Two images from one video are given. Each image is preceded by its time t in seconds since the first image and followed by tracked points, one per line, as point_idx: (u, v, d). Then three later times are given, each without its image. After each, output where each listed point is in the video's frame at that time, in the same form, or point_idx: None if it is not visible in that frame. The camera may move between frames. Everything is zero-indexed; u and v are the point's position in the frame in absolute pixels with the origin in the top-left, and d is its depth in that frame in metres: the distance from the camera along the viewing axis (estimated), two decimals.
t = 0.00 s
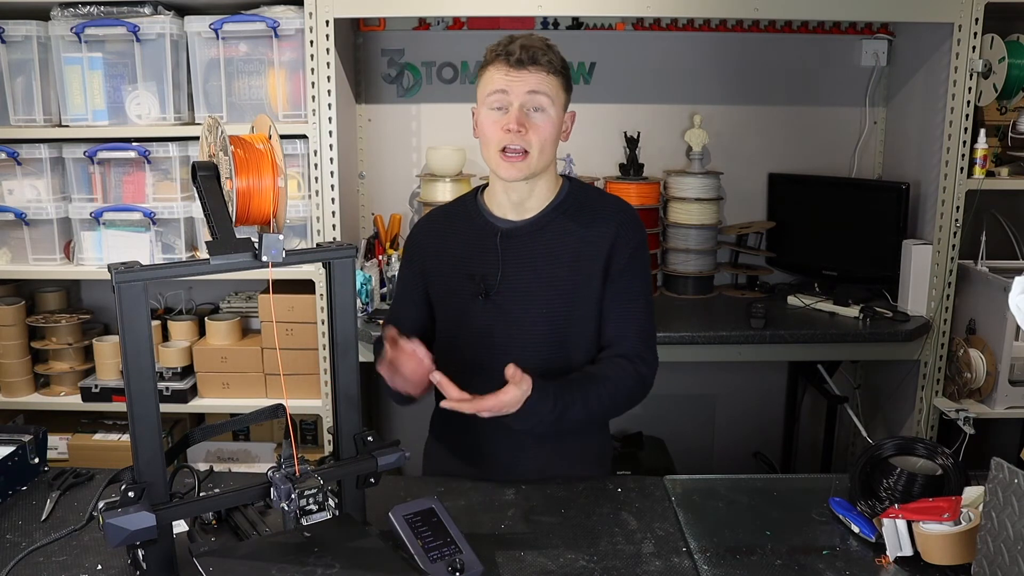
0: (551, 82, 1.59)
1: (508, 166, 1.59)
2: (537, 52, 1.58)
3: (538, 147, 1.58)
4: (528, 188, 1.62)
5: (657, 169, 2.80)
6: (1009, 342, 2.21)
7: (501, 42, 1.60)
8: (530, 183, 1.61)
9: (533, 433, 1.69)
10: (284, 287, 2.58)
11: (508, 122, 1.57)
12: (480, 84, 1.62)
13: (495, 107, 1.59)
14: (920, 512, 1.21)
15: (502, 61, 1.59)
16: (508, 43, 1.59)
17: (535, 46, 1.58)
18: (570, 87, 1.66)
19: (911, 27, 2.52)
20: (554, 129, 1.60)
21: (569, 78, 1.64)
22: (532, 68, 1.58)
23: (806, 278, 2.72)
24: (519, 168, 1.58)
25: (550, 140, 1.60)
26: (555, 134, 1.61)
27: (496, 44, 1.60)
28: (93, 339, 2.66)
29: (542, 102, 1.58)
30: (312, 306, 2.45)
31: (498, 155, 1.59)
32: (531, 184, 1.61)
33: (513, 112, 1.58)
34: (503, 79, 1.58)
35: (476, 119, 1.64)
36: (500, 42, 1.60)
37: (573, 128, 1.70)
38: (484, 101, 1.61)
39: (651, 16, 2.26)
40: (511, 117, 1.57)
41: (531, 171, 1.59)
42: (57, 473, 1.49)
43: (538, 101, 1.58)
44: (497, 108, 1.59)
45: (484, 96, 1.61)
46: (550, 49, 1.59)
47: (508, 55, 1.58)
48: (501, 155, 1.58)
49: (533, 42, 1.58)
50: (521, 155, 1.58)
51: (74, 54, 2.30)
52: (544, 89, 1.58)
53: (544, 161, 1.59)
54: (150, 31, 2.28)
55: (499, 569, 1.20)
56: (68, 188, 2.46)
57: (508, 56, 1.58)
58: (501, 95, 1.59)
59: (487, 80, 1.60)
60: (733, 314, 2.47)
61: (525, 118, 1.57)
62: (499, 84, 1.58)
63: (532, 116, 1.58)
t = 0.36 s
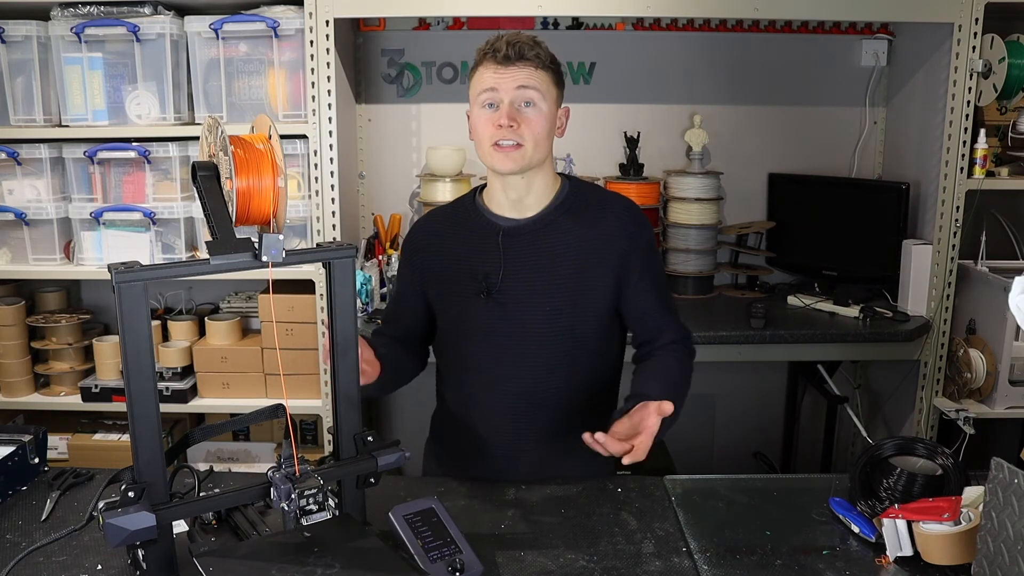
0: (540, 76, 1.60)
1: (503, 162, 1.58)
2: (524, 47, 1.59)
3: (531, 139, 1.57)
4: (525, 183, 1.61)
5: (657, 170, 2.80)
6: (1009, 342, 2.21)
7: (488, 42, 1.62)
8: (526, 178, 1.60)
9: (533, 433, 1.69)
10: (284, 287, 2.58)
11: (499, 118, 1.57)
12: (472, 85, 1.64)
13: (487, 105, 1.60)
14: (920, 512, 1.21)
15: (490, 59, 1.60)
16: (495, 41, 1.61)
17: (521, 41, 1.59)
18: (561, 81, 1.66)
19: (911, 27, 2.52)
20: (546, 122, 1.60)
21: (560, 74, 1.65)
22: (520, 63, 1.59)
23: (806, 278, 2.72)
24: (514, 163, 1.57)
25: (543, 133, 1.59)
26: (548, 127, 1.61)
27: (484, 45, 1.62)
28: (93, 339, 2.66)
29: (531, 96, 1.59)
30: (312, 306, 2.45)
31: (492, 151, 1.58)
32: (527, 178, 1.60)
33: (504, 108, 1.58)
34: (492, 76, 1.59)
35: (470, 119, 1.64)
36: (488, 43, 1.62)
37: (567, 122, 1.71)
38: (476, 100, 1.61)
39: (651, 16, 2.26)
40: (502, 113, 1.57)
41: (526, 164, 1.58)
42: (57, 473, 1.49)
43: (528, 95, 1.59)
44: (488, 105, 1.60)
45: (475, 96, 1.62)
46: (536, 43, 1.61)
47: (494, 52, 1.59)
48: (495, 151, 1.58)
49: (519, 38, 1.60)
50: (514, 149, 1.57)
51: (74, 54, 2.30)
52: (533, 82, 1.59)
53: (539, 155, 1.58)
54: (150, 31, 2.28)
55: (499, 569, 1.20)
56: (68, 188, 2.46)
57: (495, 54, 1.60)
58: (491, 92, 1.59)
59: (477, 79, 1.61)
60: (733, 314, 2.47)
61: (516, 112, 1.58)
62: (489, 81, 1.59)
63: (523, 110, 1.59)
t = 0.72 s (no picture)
0: (546, 81, 1.60)
1: (506, 164, 1.58)
2: (532, 51, 1.59)
3: (535, 145, 1.58)
4: (527, 187, 1.61)
5: (657, 170, 2.79)
6: (1010, 342, 2.21)
7: (495, 43, 1.61)
8: (529, 183, 1.61)
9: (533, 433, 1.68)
10: (284, 287, 2.58)
11: (504, 122, 1.57)
12: (476, 86, 1.63)
13: (492, 108, 1.60)
14: (920, 512, 1.21)
15: (497, 62, 1.59)
16: (502, 44, 1.60)
17: (529, 46, 1.58)
18: (565, 85, 1.66)
19: (911, 27, 2.52)
20: (551, 127, 1.60)
21: (564, 77, 1.65)
22: (527, 68, 1.58)
23: (806, 278, 2.72)
24: (517, 167, 1.58)
25: (548, 138, 1.60)
26: (552, 132, 1.61)
27: (491, 46, 1.61)
28: (93, 339, 2.66)
29: (537, 101, 1.59)
30: (312, 306, 2.45)
31: (496, 155, 1.58)
32: (530, 181, 1.61)
33: (509, 111, 1.58)
34: (499, 78, 1.58)
35: (473, 119, 1.64)
36: (494, 44, 1.61)
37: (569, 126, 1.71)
38: (481, 101, 1.61)
39: (651, 16, 2.26)
40: (508, 117, 1.57)
41: (529, 169, 1.58)
42: (57, 473, 1.49)
43: (534, 100, 1.59)
44: (494, 108, 1.60)
45: (480, 97, 1.61)
46: (544, 48, 1.60)
47: (502, 55, 1.58)
48: (499, 154, 1.58)
49: (527, 42, 1.59)
50: (518, 154, 1.58)
51: (74, 54, 2.30)
52: (539, 87, 1.59)
53: (542, 160, 1.59)
54: (150, 31, 2.28)
55: (499, 569, 1.20)
56: (68, 188, 2.46)
57: (502, 57, 1.59)
58: (497, 95, 1.59)
59: (483, 80, 1.60)
60: (733, 314, 2.47)
61: (522, 117, 1.58)
62: (495, 84, 1.59)
63: (529, 115, 1.59)
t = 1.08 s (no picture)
0: (560, 88, 1.58)
1: (509, 165, 1.58)
2: (550, 56, 1.57)
3: (540, 150, 1.57)
4: (527, 189, 1.61)
5: (657, 170, 2.80)
6: (1010, 342, 2.21)
7: (515, 41, 1.59)
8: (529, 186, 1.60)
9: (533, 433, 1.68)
10: (284, 287, 2.58)
11: (513, 123, 1.56)
12: (489, 82, 1.61)
13: (502, 107, 1.58)
14: (920, 512, 1.21)
15: (514, 62, 1.58)
16: (522, 44, 1.58)
17: (548, 51, 1.57)
18: (578, 93, 1.65)
19: (911, 27, 2.52)
20: (558, 135, 1.59)
21: (579, 86, 1.64)
22: (544, 72, 1.57)
23: (806, 278, 2.72)
24: (519, 170, 1.57)
25: (553, 144, 1.59)
26: (558, 139, 1.60)
27: (510, 44, 1.59)
28: (93, 339, 2.66)
29: (548, 107, 1.57)
30: (312, 306, 2.45)
31: (500, 155, 1.57)
32: (531, 185, 1.61)
33: (519, 113, 1.57)
34: (513, 79, 1.57)
35: (482, 115, 1.62)
36: (514, 43, 1.59)
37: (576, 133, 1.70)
38: (492, 98, 1.59)
39: (651, 16, 2.26)
40: (517, 119, 1.56)
41: (531, 173, 1.58)
42: (57, 474, 1.49)
43: (545, 105, 1.57)
44: (504, 107, 1.58)
45: (491, 94, 1.59)
46: (563, 54, 1.59)
47: (520, 56, 1.57)
48: (502, 154, 1.57)
49: (548, 46, 1.58)
50: (522, 156, 1.57)
51: (74, 54, 2.30)
52: (552, 94, 1.57)
53: (544, 165, 1.58)
54: (150, 31, 2.28)
55: (499, 569, 1.20)
56: (68, 188, 2.46)
57: (520, 58, 1.57)
58: (509, 95, 1.57)
59: (498, 78, 1.59)
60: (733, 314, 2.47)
61: (532, 120, 1.56)
62: (509, 84, 1.57)
63: (538, 119, 1.57)
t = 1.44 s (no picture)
0: (562, 94, 1.58)
1: (509, 169, 1.57)
2: (553, 62, 1.57)
3: (540, 154, 1.56)
4: (527, 192, 1.61)
5: (657, 170, 2.80)
6: (1010, 342, 2.21)
7: (519, 46, 1.59)
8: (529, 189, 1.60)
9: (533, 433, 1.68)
10: (284, 287, 2.58)
11: (513, 127, 1.56)
12: (492, 84, 1.61)
13: (503, 110, 1.58)
14: (920, 512, 1.21)
15: (517, 66, 1.57)
16: (525, 49, 1.58)
17: (551, 57, 1.57)
18: (581, 99, 1.64)
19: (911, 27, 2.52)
20: (559, 140, 1.59)
21: (583, 92, 1.63)
22: (545, 78, 1.57)
23: (806, 277, 2.72)
24: (519, 174, 1.57)
25: (554, 149, 1.58)
26: (559, 145, 1.59)
27: (513, 48, 1.59)
28: (93, 339, 2.66)
29: (550, 112, 1.57)
30: (312, 306, 2.45)
31: (499, 157, 1.57)
32: (531, 188, 1.60)
33: (520, 118, 1.56)
34: (515, 84, 1.56)
35: (484, 118, 1.62)
36: (518, 46, 1.59)
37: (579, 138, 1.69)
38: (494, 101, 1.59)
39: (651, 16, 2.26)
40: (517, 124, 1.56)
41: (531, 177, 1.57)
42: (57, 473, 1.49)
43: (547, 110, 1.57)
44: (505, 111, 1.58)
45: (493, 97, 1.59)
46: (567, 61, 1.58)
47: (523, 61, 1.56)
48: (502, 158, 1.57)
49: (551, 52, 1.57)
50: (522, 161, 1.56)
51: (74, 54, 2.30)
52: (554, 100, 1.57)
53: (544, 170, 1.58)
54: (150, 31, 2.28)
55: (499, 569, 1.20)
56: (68, 188, 2.46)
57: (522, 62, 1.57)
58: (510, 99, 1.57)
59: (500, 82, 1.58)
60: (733, 314, 2.47)
61: (532, 125, 1.56)
62: (510, 88, 1.57)
63: (539, 124, 1.57)
